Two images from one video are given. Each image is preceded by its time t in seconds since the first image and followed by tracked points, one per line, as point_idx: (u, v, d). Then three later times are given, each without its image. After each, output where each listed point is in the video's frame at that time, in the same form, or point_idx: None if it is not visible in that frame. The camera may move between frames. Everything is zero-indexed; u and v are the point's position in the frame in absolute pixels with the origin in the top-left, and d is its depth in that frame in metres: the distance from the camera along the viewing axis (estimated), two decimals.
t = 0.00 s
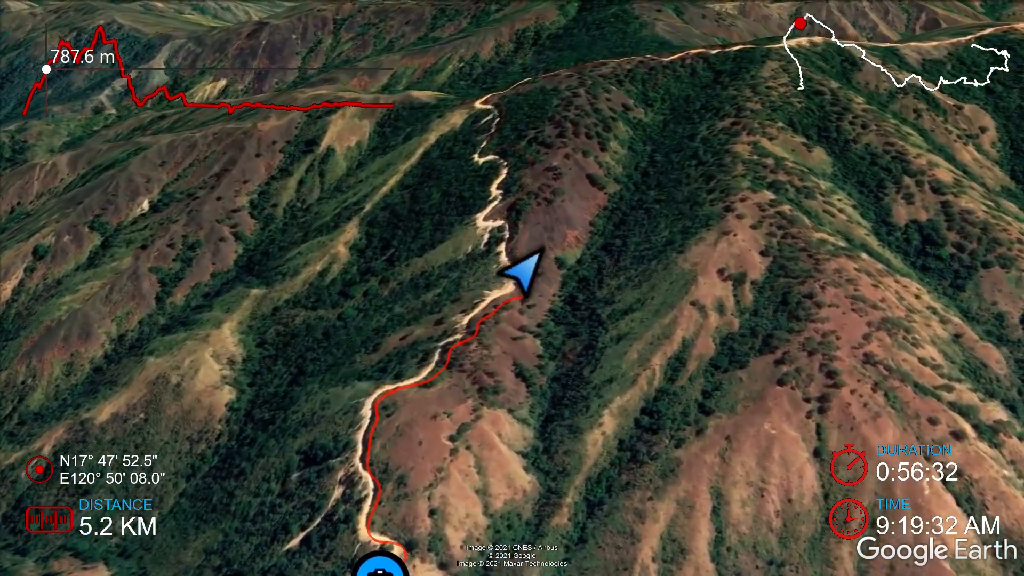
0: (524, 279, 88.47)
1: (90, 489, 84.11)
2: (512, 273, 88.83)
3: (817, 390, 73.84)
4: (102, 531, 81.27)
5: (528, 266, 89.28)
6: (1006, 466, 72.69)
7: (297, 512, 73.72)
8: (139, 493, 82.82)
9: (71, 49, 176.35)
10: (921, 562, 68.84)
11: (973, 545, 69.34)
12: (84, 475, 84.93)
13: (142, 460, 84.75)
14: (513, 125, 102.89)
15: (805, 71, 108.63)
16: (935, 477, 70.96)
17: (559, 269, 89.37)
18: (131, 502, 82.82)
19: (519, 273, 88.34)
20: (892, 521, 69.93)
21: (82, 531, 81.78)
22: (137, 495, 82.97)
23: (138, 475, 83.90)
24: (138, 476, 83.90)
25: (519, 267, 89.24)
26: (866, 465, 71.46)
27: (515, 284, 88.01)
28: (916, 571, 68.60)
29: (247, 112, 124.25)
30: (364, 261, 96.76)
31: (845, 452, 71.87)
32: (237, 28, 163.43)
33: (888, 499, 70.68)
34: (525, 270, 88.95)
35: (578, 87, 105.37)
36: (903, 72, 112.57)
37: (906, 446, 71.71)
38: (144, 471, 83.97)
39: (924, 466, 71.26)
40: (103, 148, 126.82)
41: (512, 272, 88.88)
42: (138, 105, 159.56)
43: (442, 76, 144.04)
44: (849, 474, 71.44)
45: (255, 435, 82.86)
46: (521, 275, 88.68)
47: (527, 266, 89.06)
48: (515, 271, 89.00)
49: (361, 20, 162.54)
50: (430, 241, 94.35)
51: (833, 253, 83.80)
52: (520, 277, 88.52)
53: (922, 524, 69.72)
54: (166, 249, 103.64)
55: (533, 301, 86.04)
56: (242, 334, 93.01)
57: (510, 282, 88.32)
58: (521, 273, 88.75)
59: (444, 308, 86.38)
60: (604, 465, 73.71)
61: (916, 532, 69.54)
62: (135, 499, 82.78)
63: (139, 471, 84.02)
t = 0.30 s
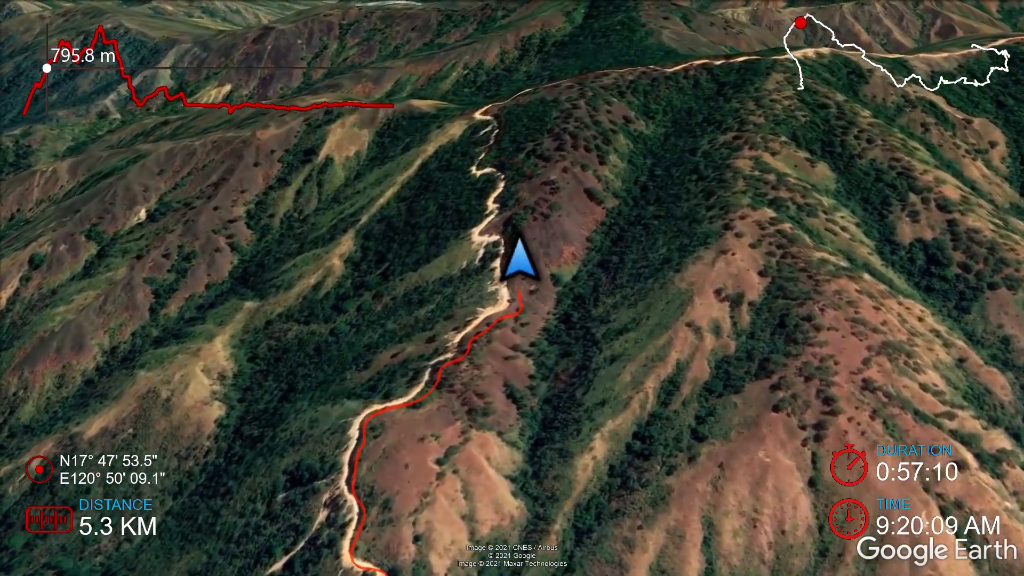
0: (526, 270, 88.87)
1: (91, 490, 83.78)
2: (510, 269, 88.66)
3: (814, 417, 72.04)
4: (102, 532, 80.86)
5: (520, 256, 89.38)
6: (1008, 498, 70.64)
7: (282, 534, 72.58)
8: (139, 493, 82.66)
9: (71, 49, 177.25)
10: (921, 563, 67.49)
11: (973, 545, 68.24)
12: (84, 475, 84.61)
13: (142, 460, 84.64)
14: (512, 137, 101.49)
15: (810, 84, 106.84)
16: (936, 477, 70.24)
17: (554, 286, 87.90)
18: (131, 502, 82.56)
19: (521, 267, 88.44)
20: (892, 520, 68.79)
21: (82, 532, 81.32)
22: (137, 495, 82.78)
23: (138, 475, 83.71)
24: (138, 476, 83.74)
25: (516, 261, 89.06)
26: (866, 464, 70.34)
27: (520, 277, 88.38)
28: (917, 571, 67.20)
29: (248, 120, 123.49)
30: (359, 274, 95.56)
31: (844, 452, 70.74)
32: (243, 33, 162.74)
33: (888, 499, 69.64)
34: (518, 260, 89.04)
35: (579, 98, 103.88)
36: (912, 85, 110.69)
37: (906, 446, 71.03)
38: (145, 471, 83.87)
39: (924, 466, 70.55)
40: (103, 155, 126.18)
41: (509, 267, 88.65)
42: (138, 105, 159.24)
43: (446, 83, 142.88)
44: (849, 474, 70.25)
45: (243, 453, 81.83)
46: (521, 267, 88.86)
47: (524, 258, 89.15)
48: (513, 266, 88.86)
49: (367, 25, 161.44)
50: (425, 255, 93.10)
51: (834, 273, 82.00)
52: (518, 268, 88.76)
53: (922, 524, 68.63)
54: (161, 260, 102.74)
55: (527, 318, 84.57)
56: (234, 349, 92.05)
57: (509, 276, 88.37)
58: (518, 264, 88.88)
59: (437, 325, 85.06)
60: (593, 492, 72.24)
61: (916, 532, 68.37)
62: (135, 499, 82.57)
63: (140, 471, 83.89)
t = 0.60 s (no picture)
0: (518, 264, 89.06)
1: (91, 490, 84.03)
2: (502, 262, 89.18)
3: (810, 448, 70.25)
4: (102, 532, 81.11)
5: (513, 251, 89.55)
6: (1011, 534, 68.70)
7: (266, 557, 71.61)
8: (139, 493, 82.85)
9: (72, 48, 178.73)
10: (921, 563, 66.84)
11: (972, 545, 67.74)
12: (84, 475, 85.05)
13: (141, 460, 84.84)
14: (512, 149, 100.09)
15: (818, 97, 104.83)
16: (935, 477, 69.93)
17: (550, 304, 86.48)
18: (131, 502, 82.71)
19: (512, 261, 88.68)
20: (892, 520, 68.14)
21: (82, 532, 81.66)
22: (136, 495, 82.97)
23: (138, 475, 83.95)
24: (138, 476, 83.95)
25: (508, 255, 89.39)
26: (866, 464, 69.70)
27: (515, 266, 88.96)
28: (918, 571, 66.47)
29: (251, 128, 122.85)
30: (355, 289, 94.47)
31: (845, 452, 69.94)
32: (253, 38, 162.25)
33: (887, 499, 68.98)
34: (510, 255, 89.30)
35: (581, 111, 102.38)
36: (923, 99, 108.64)
37: (906, 446, 70.68)
38: (144, 471, 84.10)
39: (923, 465, 70.28)
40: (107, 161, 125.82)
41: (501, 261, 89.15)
42: (138, 105, 158.74)
43: (453, 91, 141.65)
44: (849, 474, 69.38)
45: (232, 471, 80.98)
46: (514, 256, 89.43)
47: (515, 248, 89.62)
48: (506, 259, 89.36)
49: (376, 31, 160.61)
50: (421, 270, 91.89)
51: (835, 296, 80.24)
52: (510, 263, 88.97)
53: (921, 524, 68.19)
54: (158, 270, 102.11)
55: (521, 338, 83.25)
56: (227, 363, 91.21)
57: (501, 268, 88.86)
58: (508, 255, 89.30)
59: (429, 343, 83.82)
60: (582, 520, 70.83)
61: (915, 532, 67.83)
62: (135, 499, 82.74)
63: (139, 471, 84.14)
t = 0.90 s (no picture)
0: (514, 270, 88.09)
1: (91, 489, 83.70)
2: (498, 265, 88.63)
3: (809, 476, 68.64)
4: (101, 531, 80.63)
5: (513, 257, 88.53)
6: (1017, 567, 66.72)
7: None
8: (139, 493, 82.57)
9: (72, 48, 179.01)
10: (921, 562, 66.19)
11: (973, 545, 66.84)
12: (84, 475, 84.81)
13: (141, 460, 84.67)
14: (511, 162, 98.64)
15: (822, 110, 103.08)
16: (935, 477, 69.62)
17: (547, 323, 85.04)
18: (131, 503, 82.32)
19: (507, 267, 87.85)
20: (892, 520, 67.31)
21: (82, 531, 81.21)
22: (137, 495, 82.63)
23: (139, 475, 83.80)
24: (138, 476, 83.77)
25: (506, 260, 88.67)
26: (866, 464, 69.17)
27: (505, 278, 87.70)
28: (917, 572, 65.81)
29: (249, 137, 121.68)
30: (350, 303, 93.15)
31: (845, 451, 69.43)
32: (255, 44, 161.07)
33: (887, 499, 68.20)
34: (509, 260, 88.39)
35: (581, 123, 100.89)
36: (929, 112, 106.90)
37: (906, 446, 70.40)
38: (144, 471, 84.01)
39: (923, 466, 70.01)
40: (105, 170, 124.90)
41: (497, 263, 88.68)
42: (137, 105, 158.59)
43: (454, 99, 140.33)
44: (850, 474, 68.63)
45: (222, 491, 79.82)
46: (509, 268, 88.18)
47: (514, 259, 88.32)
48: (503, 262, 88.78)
49: (379, 37, 159.65)
50: (416, 286, 90.56)
51: (837, 317, 78.72)
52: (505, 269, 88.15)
53: (922, 524, 67.40)
54: (153, 283, 101.10)
55: (516, 357, 81.86)
56: (220, 379, 90.05)
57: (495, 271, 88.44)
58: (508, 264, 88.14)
59: (423, 362, 82.50)
60: (576, 548, 69.33)
61: (915, 532, 67.07)
62: (135, 499, 82.40)
63: (140, 471, 83.98)
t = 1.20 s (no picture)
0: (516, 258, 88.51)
1: (92, 489, 83.11)
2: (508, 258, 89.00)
3: (817, 500, 67.54)
4: (102, 532, 80.19)
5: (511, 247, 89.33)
6: None
7: None
8: (139, 493, 82.00)
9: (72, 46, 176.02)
10: (922, 563, 65.84)
11: (973, 545, 66.83)
12: (84, 475, 84.21)
13: (141, 460, 83.94)
14: (506, 175, 97.10)
15: (820, 120, 101.96)
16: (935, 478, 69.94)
17: (546, 340, 83.58)
18: (131, 502, 81.75)
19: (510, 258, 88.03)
20: (892, 520, 67.16)
21: (82, 531, 80.63)
22: (137, 496, 82.01)
23: (139, 475, 82.98)
24: (138, 476, 83.02)
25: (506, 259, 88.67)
26: (867, 464, 69.21)
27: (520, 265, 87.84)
28: (918, 571, 65.40)
29: (238, 149, 119.68)
30: (343, 321, 91.38)
31: (845, 452, 69.49)
32: (241, 51, 158.82)
33: (888, 499, 68.17)
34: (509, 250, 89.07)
35: (576, 135, 99.46)
36: (926, 121, 106.04)
37: (905, 446, 70.58)
38: (144, 471, 83.22)
39: (923, 467, 70.20)
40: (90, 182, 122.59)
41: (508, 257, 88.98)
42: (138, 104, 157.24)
43: (445, 106, 138.55)
44: (850, 474, 68.63)
45: (216, 518, 77.99)
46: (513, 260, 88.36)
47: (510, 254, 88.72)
48: (510, 255, 89.33)
49: (366, 44, 157.76)
50: (412, 303, 88.89)
51: (841, 334, 77.68)
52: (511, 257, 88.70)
53: (923, 524, 67.30)
54: (141, 300, 99.16)
55: (516, 377, 80.36)
56: (211, 400, 88.20)
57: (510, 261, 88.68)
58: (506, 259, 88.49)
59: (421, 383, 80.88)
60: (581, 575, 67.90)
61: (915, 533, 66.91)
62: (135, 499, 81.81)
63: (140, 471, 83.24)
